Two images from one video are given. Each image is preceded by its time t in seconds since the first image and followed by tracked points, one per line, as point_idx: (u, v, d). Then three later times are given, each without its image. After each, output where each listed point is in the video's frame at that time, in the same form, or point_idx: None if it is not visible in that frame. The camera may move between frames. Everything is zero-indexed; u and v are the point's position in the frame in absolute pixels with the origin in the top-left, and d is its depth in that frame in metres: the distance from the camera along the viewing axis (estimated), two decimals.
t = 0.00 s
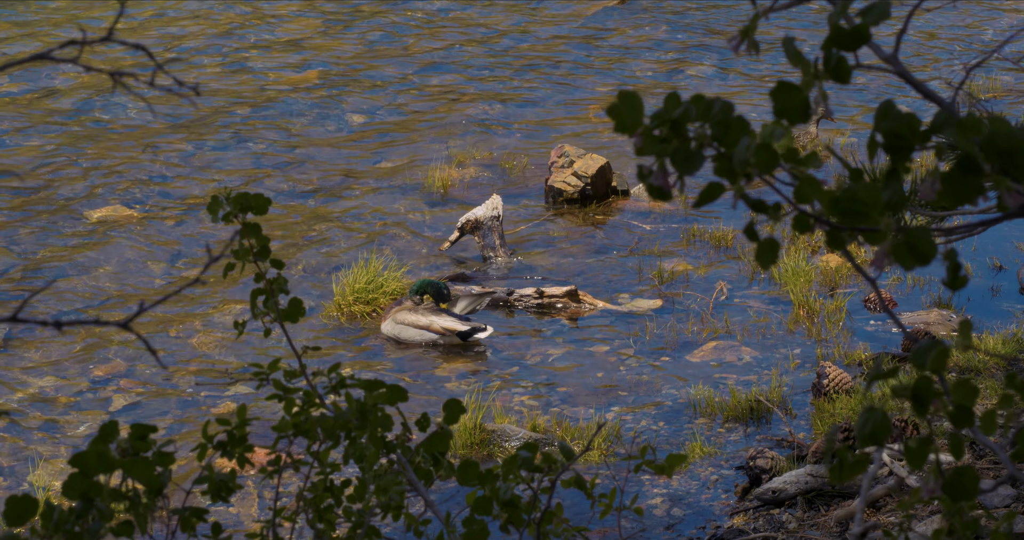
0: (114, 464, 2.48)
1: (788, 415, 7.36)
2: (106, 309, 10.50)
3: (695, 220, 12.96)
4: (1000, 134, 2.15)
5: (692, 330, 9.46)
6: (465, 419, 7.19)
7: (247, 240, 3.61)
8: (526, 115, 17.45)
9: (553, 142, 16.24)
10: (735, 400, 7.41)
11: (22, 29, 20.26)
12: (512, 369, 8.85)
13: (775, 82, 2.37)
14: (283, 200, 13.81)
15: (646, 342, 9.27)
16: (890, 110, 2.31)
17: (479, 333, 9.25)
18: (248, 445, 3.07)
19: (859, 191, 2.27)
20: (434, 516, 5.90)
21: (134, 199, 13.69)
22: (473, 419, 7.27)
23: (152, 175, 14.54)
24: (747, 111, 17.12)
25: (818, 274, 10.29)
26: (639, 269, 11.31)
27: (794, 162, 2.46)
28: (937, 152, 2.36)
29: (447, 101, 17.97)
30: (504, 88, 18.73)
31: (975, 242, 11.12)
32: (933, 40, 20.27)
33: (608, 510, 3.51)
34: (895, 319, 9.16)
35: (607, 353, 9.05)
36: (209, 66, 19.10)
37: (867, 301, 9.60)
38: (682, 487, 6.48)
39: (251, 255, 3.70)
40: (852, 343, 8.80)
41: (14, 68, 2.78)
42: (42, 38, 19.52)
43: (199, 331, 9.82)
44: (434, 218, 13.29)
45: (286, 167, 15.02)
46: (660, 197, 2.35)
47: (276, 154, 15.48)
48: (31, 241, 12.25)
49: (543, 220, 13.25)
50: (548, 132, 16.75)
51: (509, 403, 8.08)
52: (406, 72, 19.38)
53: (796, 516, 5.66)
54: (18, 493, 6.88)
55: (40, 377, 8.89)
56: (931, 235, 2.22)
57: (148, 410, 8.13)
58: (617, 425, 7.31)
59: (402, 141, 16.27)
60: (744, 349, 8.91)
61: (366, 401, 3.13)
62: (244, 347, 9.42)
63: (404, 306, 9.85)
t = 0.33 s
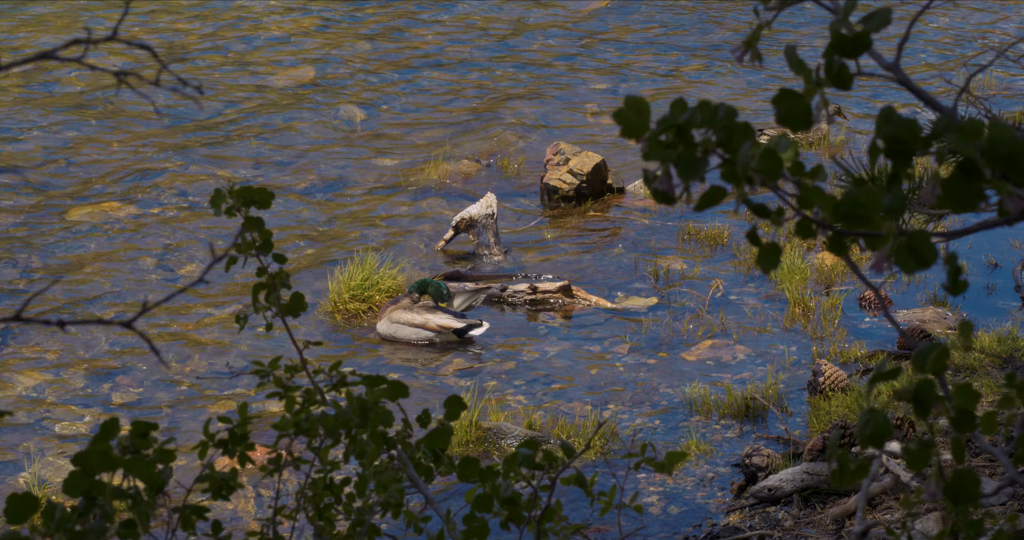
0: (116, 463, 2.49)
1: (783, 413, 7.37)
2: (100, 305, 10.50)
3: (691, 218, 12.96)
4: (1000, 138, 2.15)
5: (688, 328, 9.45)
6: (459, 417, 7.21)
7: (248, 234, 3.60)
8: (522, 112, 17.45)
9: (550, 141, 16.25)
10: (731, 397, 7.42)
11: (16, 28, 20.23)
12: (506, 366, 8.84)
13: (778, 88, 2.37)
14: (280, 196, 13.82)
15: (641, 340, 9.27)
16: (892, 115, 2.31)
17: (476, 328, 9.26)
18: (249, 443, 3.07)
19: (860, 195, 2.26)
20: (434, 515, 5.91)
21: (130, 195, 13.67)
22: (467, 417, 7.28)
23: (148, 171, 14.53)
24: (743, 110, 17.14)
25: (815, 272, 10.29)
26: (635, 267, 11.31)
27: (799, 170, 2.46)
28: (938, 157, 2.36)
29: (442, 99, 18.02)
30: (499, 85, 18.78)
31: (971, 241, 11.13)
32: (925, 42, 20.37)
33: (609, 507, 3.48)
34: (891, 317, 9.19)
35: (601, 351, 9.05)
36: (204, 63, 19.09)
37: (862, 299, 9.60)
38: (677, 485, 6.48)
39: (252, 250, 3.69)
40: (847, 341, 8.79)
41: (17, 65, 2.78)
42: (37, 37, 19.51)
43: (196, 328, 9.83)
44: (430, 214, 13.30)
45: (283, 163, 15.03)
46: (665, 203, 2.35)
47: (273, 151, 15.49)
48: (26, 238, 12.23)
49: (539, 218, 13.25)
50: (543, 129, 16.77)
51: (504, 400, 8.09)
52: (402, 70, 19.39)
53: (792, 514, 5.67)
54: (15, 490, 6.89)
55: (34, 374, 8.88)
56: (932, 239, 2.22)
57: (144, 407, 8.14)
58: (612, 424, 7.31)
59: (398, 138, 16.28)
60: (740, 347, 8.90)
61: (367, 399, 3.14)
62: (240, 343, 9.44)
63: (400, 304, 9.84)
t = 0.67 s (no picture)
0: (111, 461, 2.48)
1: (775, 410, 7.40)
2: (92, 302, 10.48)
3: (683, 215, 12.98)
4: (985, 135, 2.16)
5: (680, 325, 9.47)
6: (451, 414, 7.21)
7: (242, 234, 3.59)
8: (513, 110, 17.45)
9: (541, 137, 16.26)
10: (723, 395, 7.43)
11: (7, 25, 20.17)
12: (499, 364, 8.85)
13: (763, 86, 2.37)
14: (272, 193, 13.80)
15: (634, 337, 9.28)
16: (877, 112, 2.32)
17: (466, 324, 9.22)
18: (243, 441, 3.06)
19: (847, 193, 2.27)
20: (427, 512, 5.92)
21: (122, 193, 13.64)
22: (459, 414, 7.28)
23: (140, 169, 14.50)
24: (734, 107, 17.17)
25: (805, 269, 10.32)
26: (627, 264, 11.32)
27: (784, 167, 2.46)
28: (923, 154, 2.37)
29: (435, 96, 18.01)
30: (492, 82, 18.77)
31: (962, 238, 11.16)
32: (917, 40, 20.42)
33: (602, 504, 3.49)
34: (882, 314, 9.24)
35: (594, 348, 9.06)
36: (197, 60, 19.05)
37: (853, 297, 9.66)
38: (669, 482, 6.49)
39: (246, 250, 3.68)
40: (839, 338, 8.82)
41: (12, 63, 2.75)
42: (28, 34, 19.46)
43: (188, 325, 9.82)
44: (421, 212, 13.30)
45: (275, 161, 15.00)
46: (651, 201, 2.34)
47: (265, 148, 15.46)
48: (18, 236, 12.20)
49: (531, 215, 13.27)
50: (536, 126, 16.77)
51: (497, 397, 8.10)
52: (392, 67, 19.36)
53: (784, 511, 5.69)
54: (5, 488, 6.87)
55: (26, 372, 8.86)
56: (919, 237, 2.23)
57: (136, 405, 8.13)
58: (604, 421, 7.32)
59: (391, 136, 16.27)
60: (731, 344, 8.92)
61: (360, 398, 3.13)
62: (232, 340, 9.44)
63: (391, 302, 9.85)
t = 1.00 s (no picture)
0: (105, 461, 2.49)
1: (769, 409, 7.41)
2: (84, 302, 10.45)
3: (676, 214, 12.99)
4: (985, 132, 2.16)
5: (674, 324, 9.48)
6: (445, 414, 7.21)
7: (237, 234, 3.58)
8: (506, 110, 17.44)
9: (534, 137, 16.24)
10: (717, 394, 7.44)
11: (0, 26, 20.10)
12: (493, 363, 8.84)
13: (762, 81, 2.37)
14: (265, 193, 13.77)
15: (628, 336, 9.29)
16: (877, 108, 2.31)
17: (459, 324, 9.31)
18: (239, 441, 3.05)
19: (845, 189, 2.26)
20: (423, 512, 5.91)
21: (115, 193, 13.61)
22: (454, 414, 7.27)
23: (133, 169, 14.47)
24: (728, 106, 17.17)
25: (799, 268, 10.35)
26: (621, 263, 11.33)
27: (781, 161, 2.45)
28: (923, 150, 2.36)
29: (430, 95, 17.96)
30: (486, 82, 18.75)
31: (956, 238, 11.18)
32: (911, 38, 20.43)
33: (598, 504, 3.48)
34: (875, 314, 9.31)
35: (589, 347, 9.06)
36: (190, 58, 19.00)
37: (846, 296, 9.76)
38: (663, 482, 6.50)
39: (241, 250, 3.67)
40: (832, 337, 8.85)
41: (11, 62, 2.73)
42: (20, 34, 19.39)
43: (181, 325, 9.80)
44: (415, 211, 13.28)
45: (269, 160, 14.97)
46: (648, 196, 2.35)
47: (259, 148, 15.43)
48: (10, 235, 12.16)
49: (525, 215, 13.27)
50: (529, 125, 16.77)
51: (491, 396, 8.10)
52: (385, 67, 19.32)
53: (778, 511, 5.69)
54: None
55: (18, 372, 8.83)
56: (918, 233, 2.22)
57: (130, 406, 8.11)
58: (598, 420, 7.32)
59: (385, 135, 16.25)
60: (725, 343, 8.94)
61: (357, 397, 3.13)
62: (225, 340, 9.42)
63: (384, 300, 9.84)
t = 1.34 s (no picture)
0: (106, 460, 2.48)
1: (763, 407, 7.43)
2: (78, 299, 10.43)
3: (669, 214, 12.96)
4: (994, 132, 2.16)
5: (667, 323, 9.50)
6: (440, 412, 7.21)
7: (230, 233, 3.57)
8: (500, 108, 17.42)
9: (527, 136, 16.23)
10: (711, 393, 7.45)
11: None
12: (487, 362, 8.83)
13: (769, 79, 2.36)
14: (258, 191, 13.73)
15: (622, 334, 9.30)
16: (886, 107, 2.31)
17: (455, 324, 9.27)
18: (236, 439, 3.04)
19: (853, 188, 2.27)
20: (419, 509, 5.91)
21: (108, 190, 13.58)
22: (448, 413, 7.27)
23: (127, 167, 14.44)
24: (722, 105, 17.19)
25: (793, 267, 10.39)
26: (615, 262, 11.34)
27: (788, 159, 2.45)
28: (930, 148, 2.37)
29: (424, 93, 17.95)
30: (481, 80, 18.73)
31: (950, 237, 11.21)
32: (905, 37, 20.45)
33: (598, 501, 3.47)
34: (868, 313, 9.36)
35: (583, 346, 9.07)
36: (183, 56, 18.95)
37: (840, 295, 9.78)
38: (657, 480, 6.51)
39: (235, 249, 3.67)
40: (826, 335, 8.86)
41: (7, 59, 2.71)
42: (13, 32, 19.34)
43: (174, 324, 9.77)
44: (408, 210, 13.24)
45: (263, 159, 14.94)
46: (654, 195, 2.34)
47: (254, 146, 15.41)
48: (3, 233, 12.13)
49: (520, 213, 13.26)
50: (524, 124, 16.78)
51: (485, 395, 8.10)
52: (378, 65, 19.28)
53: (772, 509, 5.70)
54: None
55: (11, 370, 8.81)
56: (926, 233, 2.23)
57: (123, 404, 8.10)
58: (591, 418, 7.33)
59: (379, 133, 16.23)
60: (719, 341, 8.95)
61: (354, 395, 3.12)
62: (219, 338, 9.41)
63: (379, 299, 9.85)
